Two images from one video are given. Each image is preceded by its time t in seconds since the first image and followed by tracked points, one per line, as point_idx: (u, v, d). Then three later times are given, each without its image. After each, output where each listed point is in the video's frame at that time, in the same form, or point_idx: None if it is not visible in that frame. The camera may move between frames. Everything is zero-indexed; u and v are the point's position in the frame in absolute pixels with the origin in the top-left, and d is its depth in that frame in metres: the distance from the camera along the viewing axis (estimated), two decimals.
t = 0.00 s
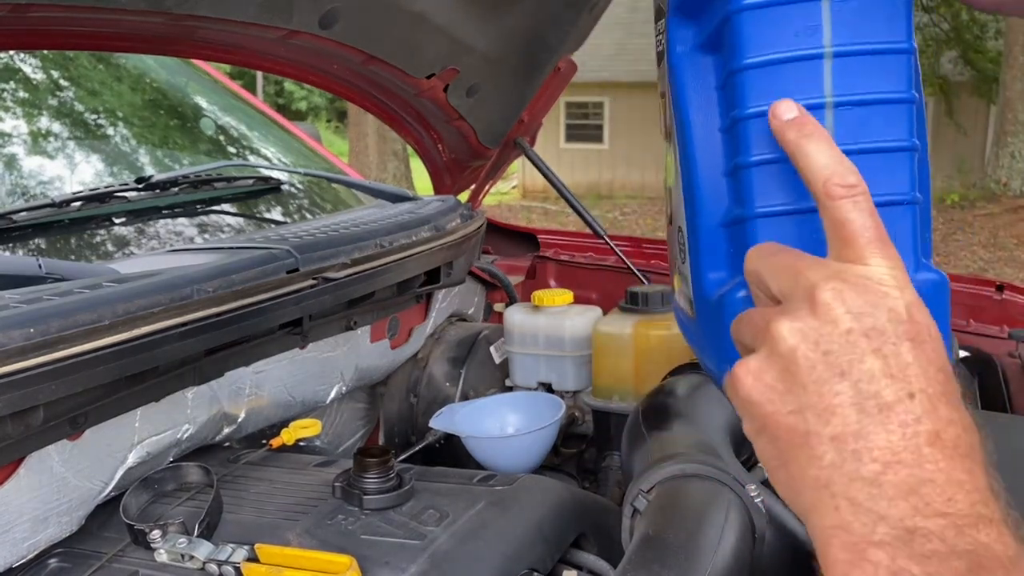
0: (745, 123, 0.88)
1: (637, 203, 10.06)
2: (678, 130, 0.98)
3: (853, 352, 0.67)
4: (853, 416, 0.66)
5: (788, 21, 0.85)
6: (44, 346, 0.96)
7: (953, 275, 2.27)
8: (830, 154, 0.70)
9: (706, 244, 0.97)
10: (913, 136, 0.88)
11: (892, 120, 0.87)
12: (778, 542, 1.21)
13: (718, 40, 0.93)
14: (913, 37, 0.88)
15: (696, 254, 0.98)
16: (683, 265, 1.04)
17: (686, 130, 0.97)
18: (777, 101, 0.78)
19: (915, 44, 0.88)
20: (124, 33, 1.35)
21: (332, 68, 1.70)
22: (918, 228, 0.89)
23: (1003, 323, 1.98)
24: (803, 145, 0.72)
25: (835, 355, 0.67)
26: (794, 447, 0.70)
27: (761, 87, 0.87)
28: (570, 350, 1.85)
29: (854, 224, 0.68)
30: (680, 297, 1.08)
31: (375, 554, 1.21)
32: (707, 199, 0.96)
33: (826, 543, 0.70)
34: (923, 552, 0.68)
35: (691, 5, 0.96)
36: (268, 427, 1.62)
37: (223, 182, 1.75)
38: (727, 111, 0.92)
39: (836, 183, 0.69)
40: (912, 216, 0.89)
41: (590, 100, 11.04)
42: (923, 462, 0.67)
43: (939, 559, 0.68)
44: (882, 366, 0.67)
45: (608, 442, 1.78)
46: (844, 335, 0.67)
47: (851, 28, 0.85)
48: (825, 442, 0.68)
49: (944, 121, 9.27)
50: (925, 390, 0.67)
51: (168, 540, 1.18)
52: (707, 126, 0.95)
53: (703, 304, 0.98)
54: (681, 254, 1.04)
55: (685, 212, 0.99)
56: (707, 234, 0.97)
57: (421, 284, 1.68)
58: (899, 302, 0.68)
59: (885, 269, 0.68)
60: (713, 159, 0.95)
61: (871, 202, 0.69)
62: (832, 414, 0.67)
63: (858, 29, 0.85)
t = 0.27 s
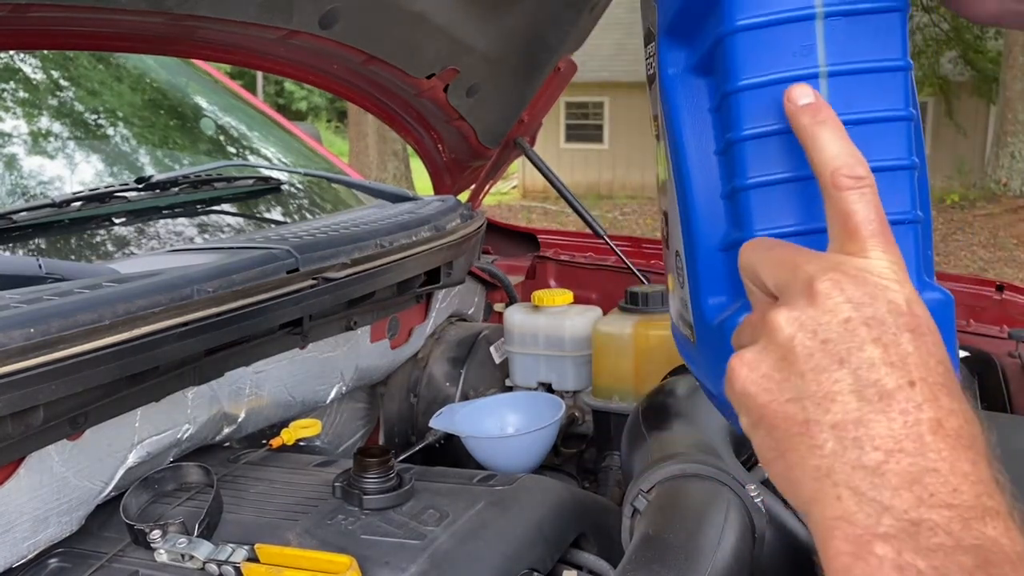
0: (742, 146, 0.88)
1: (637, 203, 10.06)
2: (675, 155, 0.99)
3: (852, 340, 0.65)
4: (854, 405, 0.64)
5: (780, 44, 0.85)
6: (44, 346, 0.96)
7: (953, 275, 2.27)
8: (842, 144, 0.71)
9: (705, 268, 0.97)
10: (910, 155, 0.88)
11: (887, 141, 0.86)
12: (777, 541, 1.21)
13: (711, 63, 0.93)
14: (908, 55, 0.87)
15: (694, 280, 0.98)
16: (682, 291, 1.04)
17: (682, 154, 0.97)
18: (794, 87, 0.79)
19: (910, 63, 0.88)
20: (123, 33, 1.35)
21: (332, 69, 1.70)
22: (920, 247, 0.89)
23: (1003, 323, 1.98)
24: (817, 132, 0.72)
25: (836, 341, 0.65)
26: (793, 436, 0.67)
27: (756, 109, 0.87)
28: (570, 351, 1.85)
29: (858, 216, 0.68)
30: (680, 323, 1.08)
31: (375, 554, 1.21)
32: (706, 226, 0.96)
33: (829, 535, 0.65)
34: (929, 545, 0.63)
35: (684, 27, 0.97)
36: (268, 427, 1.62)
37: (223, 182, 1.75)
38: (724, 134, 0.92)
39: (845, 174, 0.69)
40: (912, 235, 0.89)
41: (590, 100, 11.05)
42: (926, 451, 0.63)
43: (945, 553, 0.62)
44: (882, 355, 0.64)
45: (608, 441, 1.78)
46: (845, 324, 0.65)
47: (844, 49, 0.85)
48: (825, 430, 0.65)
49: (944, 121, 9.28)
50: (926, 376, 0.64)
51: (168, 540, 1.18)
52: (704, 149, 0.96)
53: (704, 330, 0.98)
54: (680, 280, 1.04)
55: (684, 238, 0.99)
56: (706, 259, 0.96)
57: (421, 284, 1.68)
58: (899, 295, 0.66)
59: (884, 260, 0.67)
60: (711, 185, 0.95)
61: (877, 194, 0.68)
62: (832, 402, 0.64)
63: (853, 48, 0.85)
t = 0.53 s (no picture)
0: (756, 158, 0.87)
1: (637, 203, 10.06)
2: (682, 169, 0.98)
3: (887, 306, 0.64)
4: (896, 365, 0.62)
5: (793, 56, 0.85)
6: (44, 346, 0.96)
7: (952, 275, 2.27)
8: (868, 123, 0.73)
9: (717, 283, 0.95)
10: (924, 163, 0.88)
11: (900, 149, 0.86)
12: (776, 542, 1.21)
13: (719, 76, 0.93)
14: (921, 63, 0.87)
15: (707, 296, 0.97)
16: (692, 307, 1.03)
17: (690, 168, 0.96)
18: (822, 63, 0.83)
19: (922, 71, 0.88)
20: (124, 33, 1.35)
21: (332, 68, 1.70)
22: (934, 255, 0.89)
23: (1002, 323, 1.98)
24: (843, 110, 0.75)
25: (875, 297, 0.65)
26: (832, 401, 0.64)
27: (769, 122, 0.86)
28: (570, 350, 1.85)
29: (884, 192, 0.70)
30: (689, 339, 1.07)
31: (376, 554, 1.21)
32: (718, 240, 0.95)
33: (874, 494, 0.61)
34: (982, 507, 0.58)
35: (690, 39, 0.96)
36: (268, 427, 1.62)
37: (223, 183, 1.75)
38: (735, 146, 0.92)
39: (873, 151, 0.71)
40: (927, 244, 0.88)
41: (590, 100, 11.06)
42: (973, 409, 0.60)
43: (999, 517, 0.58)
44: (919, 318, 0.63)
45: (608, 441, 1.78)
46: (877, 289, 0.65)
47: (856, 58, 0.85)
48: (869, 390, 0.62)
49: (943, 121, 9.28)
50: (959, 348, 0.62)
51: (168, 540, 1.18)
52: (713, 160, 0.94)
53: (717, 346, 0.97)
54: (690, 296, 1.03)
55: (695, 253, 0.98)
56: (718, 275, 0.95)
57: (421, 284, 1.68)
58: (928, 267, 0.66)
59: (912, 237, 0.68)
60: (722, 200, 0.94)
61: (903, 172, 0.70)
62: (873, 362, 0.63)
63: (867, 58, 0.85)
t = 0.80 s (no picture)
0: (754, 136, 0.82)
1: (637, 203, 10.06)
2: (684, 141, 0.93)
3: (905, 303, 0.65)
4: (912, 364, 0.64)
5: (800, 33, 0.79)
6: (44, 346, 0.96)
7: (952, 275, 2.27)
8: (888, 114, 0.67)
9: (711, 256, 0.92)
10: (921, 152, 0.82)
11: (900, 136, 0.80)
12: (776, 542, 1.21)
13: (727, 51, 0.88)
14: (925, 52, 0.82)
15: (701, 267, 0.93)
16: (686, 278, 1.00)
17: (693, 141, 0.91)
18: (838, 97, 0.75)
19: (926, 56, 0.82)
20: (124, 33, 1.36)
21: (333, 69, 1.70)
22: (922, 246, 0.84)
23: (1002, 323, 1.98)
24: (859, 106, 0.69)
25: (858, 378, 0.56)
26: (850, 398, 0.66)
27: (770, 100, 0.81)
28: (570, 351, 1.85)
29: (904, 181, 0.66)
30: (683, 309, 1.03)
31: (376, 554, 1.21)
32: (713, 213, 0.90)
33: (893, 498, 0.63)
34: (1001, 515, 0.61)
35: (699, 12, 0.91)
36: (269, 427, 1.62)
37: (223, 182, 1.75)
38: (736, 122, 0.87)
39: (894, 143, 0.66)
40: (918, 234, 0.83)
41: (590, 100, 11.05)
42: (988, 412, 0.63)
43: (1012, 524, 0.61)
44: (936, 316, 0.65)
45: (608, 441, 1.78)
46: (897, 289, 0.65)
47: (863, 42, 0.79)
48: (850, 469, 0.57)
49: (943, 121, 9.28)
50: (954, 412, 0.57)
51: (168, 540, 1.18)
52: (713, 136, 0.90)
53: (706, 319, 0.93)
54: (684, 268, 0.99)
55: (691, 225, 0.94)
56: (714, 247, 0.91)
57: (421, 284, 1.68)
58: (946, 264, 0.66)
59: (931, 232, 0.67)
60: (720, 172, 0.90)
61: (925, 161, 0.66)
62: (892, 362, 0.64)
63: (873, 42, 0.79)
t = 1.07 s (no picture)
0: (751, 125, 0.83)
1: (637, 203, 10.06)
2: (685, 129, 0.94)
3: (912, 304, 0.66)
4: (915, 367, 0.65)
5: (798, 24, 0.80)
6: (44, 346, 0.96)
7: (953, 275, 2.26)
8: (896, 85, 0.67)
9: (711, 241, 0.92)
10: (918, 140, 0.83)
11: (895, 125, 0.81)
12: (776, 542, 1.21)
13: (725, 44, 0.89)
14: (922, 41, 0.83)
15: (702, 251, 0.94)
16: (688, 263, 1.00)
17: (693, 131, 0.92)
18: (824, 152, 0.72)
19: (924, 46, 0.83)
20: (124, 34, 1.36)
21: (333, 69, 1.70)
22: (921, 230, 0.85)
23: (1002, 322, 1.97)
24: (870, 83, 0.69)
25: (860, 413, 0.60)
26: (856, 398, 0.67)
27: (769, 88, 0.82)
28: (570, 350, 1.85)
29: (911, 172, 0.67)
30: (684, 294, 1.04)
31: (376, 554, 1.21)
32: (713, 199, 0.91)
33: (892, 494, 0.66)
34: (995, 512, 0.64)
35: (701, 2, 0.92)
36: (269, 427, 1.62)
37: (223, 183, 1.75)
38: (734, 110, 0.88)
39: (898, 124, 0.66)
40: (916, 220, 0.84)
41: (590, 100, 11.05)
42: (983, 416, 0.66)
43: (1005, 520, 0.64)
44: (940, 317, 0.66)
45: (608, 441, 1.78)
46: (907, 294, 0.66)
47: (857, 32, 0.80)
48: (842, 498, 0.62)
49: (943, 121, 9.27)
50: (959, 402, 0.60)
51: (168, 540, 1.18)
52: (715, 124, 0.91)
53: (706, 303, 0.94)
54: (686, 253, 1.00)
55: (693, 211, 0.94)
56: (714, 233, 0.92)
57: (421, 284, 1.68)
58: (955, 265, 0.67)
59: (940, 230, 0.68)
60: (720, 159, 0.91)
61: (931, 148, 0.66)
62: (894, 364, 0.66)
63: (868, 32, 0.80)
